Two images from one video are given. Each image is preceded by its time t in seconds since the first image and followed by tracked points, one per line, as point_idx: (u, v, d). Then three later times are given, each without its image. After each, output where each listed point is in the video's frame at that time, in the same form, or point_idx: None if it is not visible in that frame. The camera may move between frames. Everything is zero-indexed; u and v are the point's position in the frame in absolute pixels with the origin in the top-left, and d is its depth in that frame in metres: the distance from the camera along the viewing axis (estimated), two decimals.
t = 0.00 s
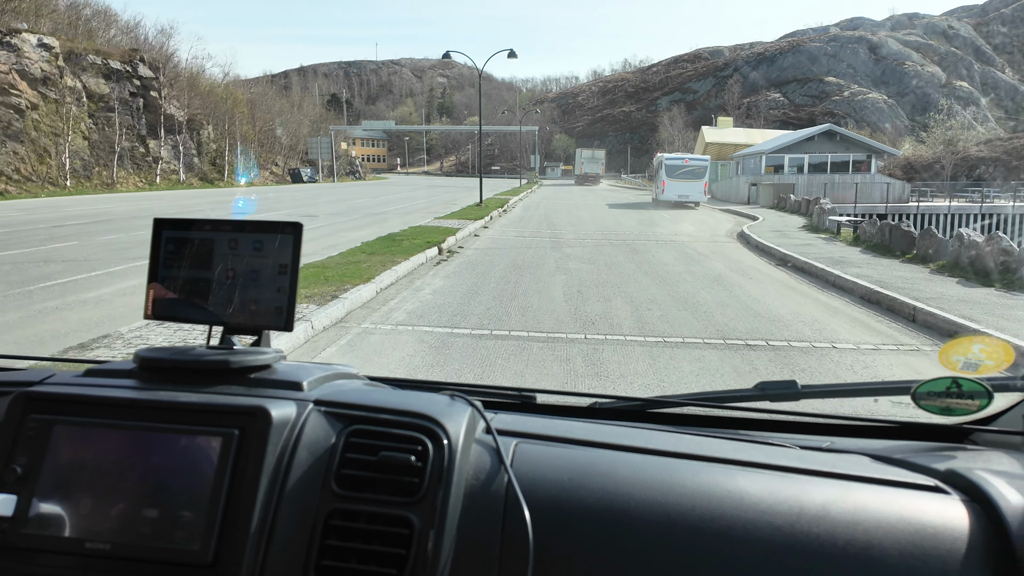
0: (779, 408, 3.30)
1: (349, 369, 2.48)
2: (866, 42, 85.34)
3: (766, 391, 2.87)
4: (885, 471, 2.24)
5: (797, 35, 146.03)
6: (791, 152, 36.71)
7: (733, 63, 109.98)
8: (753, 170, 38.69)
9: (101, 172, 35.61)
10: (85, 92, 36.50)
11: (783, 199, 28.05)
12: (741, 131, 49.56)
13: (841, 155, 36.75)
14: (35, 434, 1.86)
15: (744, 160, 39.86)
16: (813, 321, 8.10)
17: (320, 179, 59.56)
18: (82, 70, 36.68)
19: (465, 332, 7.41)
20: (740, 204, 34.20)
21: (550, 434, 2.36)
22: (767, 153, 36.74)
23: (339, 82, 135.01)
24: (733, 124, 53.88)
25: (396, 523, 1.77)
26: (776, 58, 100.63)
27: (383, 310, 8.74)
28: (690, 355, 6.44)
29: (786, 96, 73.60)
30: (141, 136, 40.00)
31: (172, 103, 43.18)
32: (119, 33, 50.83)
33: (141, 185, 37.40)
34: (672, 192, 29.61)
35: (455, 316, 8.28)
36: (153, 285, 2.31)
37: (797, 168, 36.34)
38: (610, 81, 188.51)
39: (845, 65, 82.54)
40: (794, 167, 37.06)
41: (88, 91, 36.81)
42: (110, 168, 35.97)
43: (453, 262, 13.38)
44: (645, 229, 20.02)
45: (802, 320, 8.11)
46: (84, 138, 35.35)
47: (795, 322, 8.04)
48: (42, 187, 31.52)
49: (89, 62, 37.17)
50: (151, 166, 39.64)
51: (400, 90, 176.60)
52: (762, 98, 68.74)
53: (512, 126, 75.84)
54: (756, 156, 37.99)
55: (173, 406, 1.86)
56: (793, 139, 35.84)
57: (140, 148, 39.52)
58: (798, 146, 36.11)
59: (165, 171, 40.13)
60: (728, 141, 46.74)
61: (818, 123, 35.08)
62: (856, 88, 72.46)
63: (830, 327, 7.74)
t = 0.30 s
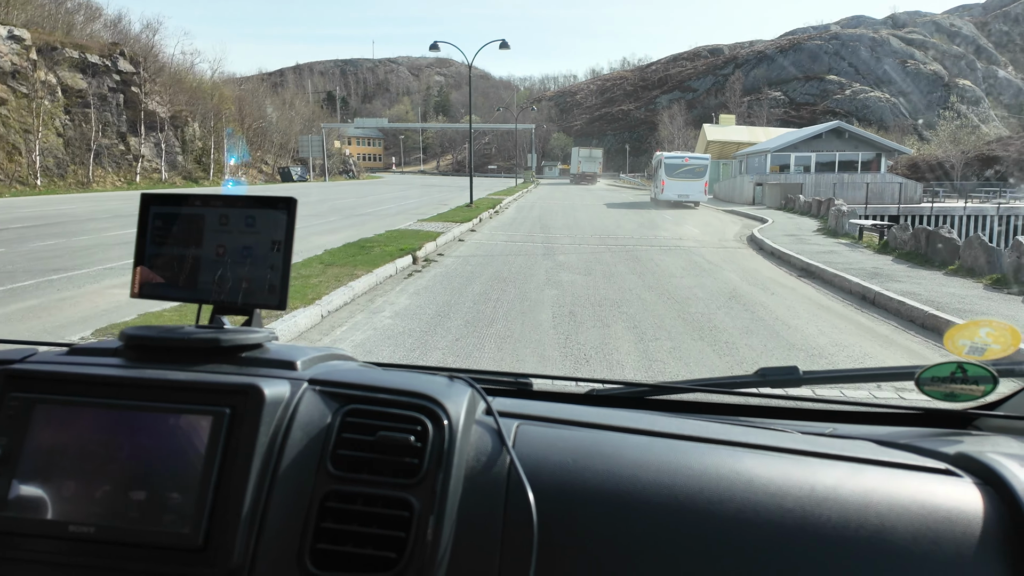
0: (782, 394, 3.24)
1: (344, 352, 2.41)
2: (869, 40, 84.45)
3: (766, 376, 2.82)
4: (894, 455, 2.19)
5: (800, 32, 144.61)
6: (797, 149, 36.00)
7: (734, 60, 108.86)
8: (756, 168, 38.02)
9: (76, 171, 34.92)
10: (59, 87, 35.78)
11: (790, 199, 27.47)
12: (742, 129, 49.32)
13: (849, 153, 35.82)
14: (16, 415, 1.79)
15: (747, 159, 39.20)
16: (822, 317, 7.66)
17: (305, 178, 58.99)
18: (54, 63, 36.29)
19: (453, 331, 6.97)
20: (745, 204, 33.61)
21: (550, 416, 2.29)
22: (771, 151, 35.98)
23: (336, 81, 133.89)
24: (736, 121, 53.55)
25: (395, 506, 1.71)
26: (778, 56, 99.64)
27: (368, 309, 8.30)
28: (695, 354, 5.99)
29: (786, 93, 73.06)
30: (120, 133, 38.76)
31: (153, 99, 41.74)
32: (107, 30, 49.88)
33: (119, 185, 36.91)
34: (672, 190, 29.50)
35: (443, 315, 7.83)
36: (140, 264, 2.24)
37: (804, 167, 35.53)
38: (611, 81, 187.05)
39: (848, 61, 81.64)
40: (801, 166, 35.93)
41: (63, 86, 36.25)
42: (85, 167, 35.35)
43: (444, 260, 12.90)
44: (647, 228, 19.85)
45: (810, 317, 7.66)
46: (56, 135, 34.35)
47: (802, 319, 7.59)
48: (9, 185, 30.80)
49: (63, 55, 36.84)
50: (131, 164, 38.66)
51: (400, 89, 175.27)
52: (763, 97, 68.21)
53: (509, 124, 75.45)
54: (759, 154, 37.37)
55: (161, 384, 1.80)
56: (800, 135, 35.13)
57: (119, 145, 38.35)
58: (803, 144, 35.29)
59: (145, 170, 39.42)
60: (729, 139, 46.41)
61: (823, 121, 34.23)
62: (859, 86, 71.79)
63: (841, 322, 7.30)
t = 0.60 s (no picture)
0: (769, 389, 3.28)
1: (332, 351, 2.44)
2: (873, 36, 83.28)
3: (749, 371, 2.87)
4: (871, 450, 2.24)
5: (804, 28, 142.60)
6: (806, 148, 34.86)
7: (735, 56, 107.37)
8: (763, 168, 37.09)
9: (48, 169, 33.63)
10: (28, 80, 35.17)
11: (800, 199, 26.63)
12: (746, 126, 49.06)
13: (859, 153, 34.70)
14: (10, 414, 1.82)
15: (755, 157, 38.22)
16: (818, 317, 7.55)
17: (297, 177, 58.34)
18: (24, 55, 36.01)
19: (444, 330, 6.84)
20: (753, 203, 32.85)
21: (536, 414, 2.33)
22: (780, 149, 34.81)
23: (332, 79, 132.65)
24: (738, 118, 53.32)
25: (382, 504, 1.74)
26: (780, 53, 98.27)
27: (359, 308, 8.19)
28: (690, 354, 5.87)
29: (788, 90, 72.25)
30: (100, 130, 38.19)
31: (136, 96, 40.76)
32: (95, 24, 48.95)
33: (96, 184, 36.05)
34: (673, 189, 29.41)
35: (434, 314, 7.70)
36: (129, 263, 2.26)
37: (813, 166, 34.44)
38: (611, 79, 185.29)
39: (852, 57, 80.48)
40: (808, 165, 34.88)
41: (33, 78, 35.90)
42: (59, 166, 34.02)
43: (437, 260, 12.75)
44: (650, 226, 19.74)
45: (804, 318, 7.55)
46: (28, 131, 33.60)
47: (797, 319, 7.50)
48: None
49: (33, 48, 36.45)
50: (111, 163, 37.91)
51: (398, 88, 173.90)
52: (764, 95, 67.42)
53: (506, 121, 74.88)
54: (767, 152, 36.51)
55: (150, 384, 1.82)
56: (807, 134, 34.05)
57: (98, 142, 37.84)
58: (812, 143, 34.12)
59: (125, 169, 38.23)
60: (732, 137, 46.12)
61: (832, 118, 33.01)
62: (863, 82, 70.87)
63: (835, 323, 7.18)
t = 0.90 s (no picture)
0: (763, 388, 3.29)
1: (327, 352, 2.44)
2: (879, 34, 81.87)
3: (744, 372, 2.88)
4: (865, 449, 2.25)
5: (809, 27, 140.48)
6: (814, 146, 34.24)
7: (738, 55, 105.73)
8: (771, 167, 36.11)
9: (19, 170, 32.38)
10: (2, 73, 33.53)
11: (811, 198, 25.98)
12: (747, 126, 48.78)
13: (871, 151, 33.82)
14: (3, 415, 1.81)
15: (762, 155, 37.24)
16: (813, 321, 7.48)
17: (291, 176, 57.66)
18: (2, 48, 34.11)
19: (437, 336, 6.74)
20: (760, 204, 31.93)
21: (532, 414, 2.33)
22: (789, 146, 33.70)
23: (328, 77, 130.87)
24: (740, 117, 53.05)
25: (378, 504, 1.74)
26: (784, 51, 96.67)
27: (351, 313, 8.10)
28: (687, 360, 5.79)
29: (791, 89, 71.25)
30: (78, 128, 37.39)
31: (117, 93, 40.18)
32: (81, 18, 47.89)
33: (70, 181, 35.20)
34: (675, 188, 29.07)
35: (425, 320, 7.59)
36: (123, 262, 2.26)
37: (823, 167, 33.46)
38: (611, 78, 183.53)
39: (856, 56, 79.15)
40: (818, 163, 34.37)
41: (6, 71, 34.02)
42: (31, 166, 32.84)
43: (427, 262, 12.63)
44: (651, 227, 19.60)
45: (799, 321, 7.48)
46: None
47: (793, 322, 7.44)
48: None
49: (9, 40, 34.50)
50: (90, 161, 37.49)
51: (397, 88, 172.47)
52: (768, 93, 66.54)
53: (503, 118, 74.34)
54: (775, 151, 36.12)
55: (145, 384, 1.82)
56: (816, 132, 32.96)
57: (75, 140, 37.02)
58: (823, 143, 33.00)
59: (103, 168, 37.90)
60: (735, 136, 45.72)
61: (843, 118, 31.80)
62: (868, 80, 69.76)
63: (831, 327, 7.11)
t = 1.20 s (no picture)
0: (758, 383, 3.25)
1: (314, 346, 2.39)
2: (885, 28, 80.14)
3: (738, 366, 2.85)
4: (859, 443, 2.21)
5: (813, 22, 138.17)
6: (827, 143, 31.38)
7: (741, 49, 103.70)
8: (779, 163, 33.79)
9: None
10: None
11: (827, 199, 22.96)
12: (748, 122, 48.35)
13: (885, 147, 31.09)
14: None
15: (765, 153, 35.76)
16: (810, 302, 7.34)
17: (284, 174, 56.75)
18: None
19: (427, 329, 6.59)
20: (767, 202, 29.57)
21: (523, 408, 2.29)
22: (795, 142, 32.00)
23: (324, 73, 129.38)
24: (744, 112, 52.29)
25: (363, 500, 1.70)
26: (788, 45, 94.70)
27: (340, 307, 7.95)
28: (683, 349, 5.65)
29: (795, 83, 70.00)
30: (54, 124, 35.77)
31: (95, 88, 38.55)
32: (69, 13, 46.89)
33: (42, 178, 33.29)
34: (677, 186, 28.00)
35: (417, 311, 7.46)
36: (105, 253, 2.21)
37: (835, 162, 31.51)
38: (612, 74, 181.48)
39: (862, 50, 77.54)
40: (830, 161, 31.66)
41: None
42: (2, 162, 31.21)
43: (419, 258, 12.43)
44: (651, 224, 19.36)
45: (794, 304, 7.35)
46: None
47: (789, 312, 7.33)
48: None
49: None
50: (65, 159, 35.39)
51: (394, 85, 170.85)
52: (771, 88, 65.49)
53: (500, 114, 73.17)
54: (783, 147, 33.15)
55: (124, 378, 1.78)
56: (829, 126, 30.81)
57: (50, 136, 35.23)
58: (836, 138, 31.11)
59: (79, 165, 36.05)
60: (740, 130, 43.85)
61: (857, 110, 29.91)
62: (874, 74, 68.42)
63: (827, 307, 6.98)
